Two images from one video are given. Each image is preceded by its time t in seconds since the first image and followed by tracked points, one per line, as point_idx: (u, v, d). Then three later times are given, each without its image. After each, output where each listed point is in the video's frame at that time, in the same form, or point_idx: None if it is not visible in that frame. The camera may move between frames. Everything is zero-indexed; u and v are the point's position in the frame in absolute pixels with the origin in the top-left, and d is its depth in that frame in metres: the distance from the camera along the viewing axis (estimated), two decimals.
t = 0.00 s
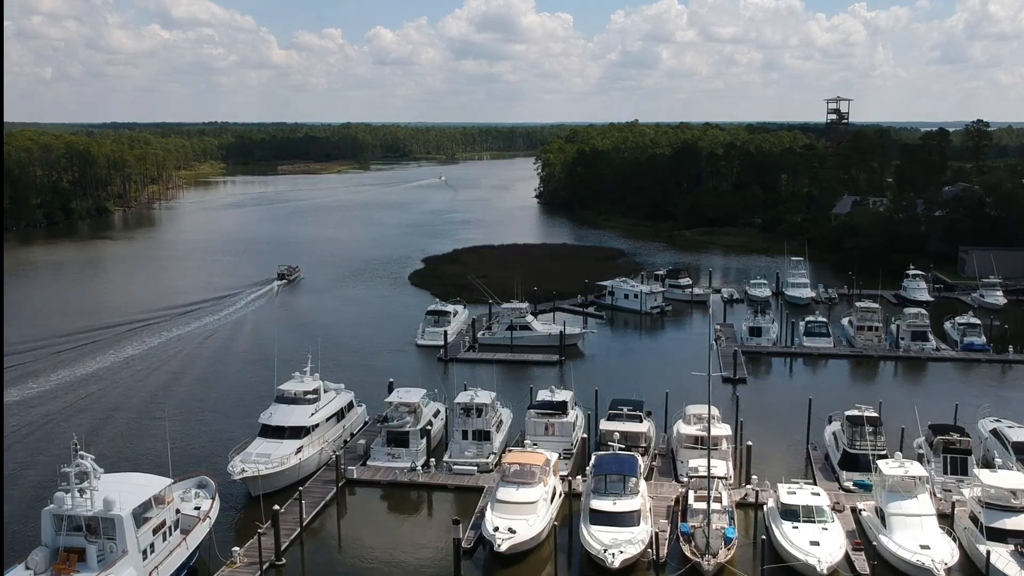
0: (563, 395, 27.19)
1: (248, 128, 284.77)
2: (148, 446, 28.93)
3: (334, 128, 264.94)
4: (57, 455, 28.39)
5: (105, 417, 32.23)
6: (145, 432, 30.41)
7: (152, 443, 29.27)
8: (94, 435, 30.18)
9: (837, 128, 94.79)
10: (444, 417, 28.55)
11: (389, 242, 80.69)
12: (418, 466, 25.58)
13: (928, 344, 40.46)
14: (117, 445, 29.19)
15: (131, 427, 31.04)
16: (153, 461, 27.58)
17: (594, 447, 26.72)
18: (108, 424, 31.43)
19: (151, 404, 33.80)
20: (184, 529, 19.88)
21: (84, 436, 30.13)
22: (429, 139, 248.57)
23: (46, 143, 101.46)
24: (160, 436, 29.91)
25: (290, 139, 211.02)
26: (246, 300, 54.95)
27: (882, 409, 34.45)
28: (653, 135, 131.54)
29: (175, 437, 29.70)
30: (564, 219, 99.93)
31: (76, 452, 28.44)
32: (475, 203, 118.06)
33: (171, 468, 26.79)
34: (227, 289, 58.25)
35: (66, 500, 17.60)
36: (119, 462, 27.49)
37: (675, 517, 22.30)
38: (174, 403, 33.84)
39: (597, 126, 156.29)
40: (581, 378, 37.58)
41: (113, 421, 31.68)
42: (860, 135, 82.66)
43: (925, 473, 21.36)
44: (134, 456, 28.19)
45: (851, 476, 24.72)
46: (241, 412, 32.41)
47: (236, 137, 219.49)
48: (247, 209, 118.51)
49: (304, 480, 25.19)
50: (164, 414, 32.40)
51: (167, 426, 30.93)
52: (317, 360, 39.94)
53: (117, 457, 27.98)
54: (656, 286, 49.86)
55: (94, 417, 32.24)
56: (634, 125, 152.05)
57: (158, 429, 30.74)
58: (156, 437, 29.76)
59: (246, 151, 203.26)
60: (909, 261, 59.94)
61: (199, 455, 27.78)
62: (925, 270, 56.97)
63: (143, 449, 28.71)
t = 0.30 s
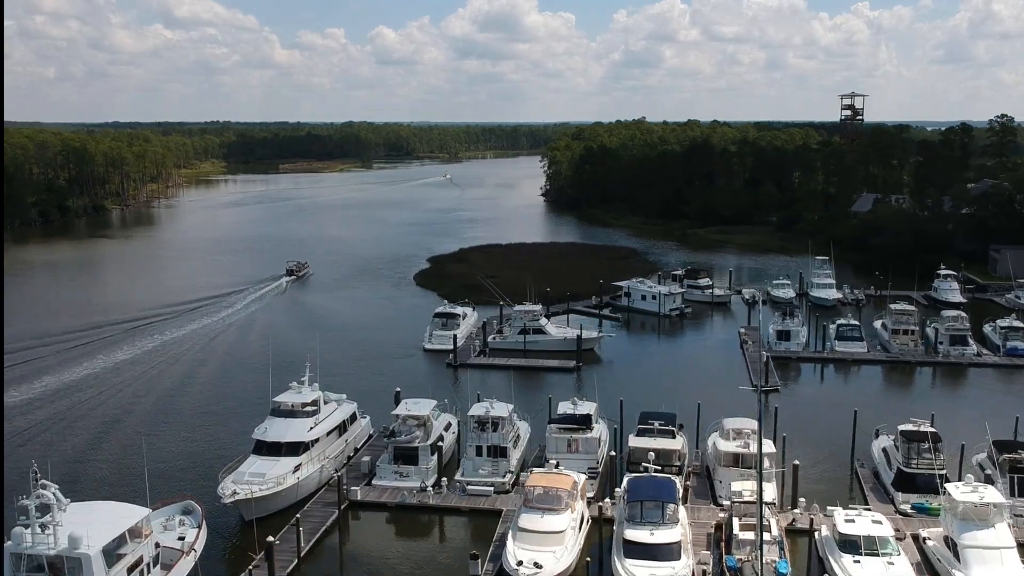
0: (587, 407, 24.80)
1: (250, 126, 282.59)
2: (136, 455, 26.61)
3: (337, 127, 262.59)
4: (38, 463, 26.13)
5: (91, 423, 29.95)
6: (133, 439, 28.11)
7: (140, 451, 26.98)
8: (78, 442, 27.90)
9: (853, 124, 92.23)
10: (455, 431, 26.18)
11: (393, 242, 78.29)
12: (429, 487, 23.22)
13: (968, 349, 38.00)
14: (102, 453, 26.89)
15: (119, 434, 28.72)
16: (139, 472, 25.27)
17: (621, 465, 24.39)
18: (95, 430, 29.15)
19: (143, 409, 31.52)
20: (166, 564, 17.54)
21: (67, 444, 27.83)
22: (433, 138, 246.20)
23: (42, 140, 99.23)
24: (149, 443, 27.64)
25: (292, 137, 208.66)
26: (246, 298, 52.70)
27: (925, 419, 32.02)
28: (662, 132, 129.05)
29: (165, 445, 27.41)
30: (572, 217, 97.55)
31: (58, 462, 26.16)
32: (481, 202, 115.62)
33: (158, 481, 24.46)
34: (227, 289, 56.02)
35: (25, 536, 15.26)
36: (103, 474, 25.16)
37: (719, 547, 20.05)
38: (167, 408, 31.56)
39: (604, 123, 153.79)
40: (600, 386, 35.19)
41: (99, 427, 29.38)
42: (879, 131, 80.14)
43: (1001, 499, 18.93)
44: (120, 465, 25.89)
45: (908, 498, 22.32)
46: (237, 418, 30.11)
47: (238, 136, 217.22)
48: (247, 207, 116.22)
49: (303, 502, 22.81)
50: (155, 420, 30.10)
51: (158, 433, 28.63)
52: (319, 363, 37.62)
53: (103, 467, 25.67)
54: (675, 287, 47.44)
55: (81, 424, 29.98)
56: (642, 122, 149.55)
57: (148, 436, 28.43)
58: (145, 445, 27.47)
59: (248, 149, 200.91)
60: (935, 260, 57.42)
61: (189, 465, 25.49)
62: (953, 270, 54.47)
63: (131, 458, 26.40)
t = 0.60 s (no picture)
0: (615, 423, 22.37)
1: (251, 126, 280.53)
2: (120, 473, 24.30)
3: (340, 126, 260.48)
4: (12, 479, 23.79)
5: (75, 434, 27.63)
6: (118, 454, 25.78)
7: (125, 468, 24.64)
8: (57, 458, 25.49)
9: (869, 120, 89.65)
10: (469, 447, 23.72)
11: (397, 241, 75.86)
12: (440, 514, 20.78)
13: (1015, 355, 35.43)
14: (83, 470, 24.56)
15: (104, 447, 26.38)
16: (122, 492, 22.93)
17: (655, 488, 21.99)
18: (78, 443, 26.81)
19: (131, 420, 29.20)
20: None
21: (46, 458, 25.49)
22: (436, 137, 244.01)
23: (37, 136, 96.89)
24: (136, 459, 25.31)
25: (294, 136, 206.44)
26: (245, 297, 50.35)
27: (975, 432, 29.48)
28: (670, 130, 126.59)
29: (153, 461, 25.07)
30: (580, 216, 95.02)
31: (31, 482, 23.67)
32: (486, 200, 113.24)
33: (143, 503, 22.12)
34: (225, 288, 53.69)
35: None
36: (82, 494, 22.85)
37: None
38: (157, 417, 29.25)
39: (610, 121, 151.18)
40: (621, 394, 32.70)
41: (83, 440, 27.05)
42: (898, 127, 77.58)
43: None
44: (102, 484, 23.55)
45: (980, 527, 19.90)
46: (233, 429, 27.81)
47: (239, 135, 215.08)
48: (247, 206, 113.82)
49: (300, 529, 20.30)
50: (144, 432, 27.80)
51: (146, 447, 26.28)
52: (322, 368, 35.33)
53: (83, 487, 23.34)
54: (696, 288, 44.93)
55: (63, 435, 27.66)
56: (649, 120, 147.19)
57: (135, 450, 26.10)
58: (131, 461, 25.14)
59: (249, 148, 198.93)
60: (964, 260, 54.85)
61: (175, 488, 23.00)
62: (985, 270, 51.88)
63: (115, 476, 24.08)
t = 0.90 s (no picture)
0: (650, 444, 20.02)
1: (253, 125, 278.26)
2: (102, 500, 22.08)
3: (342, 125, 258.19)
4: None
5: (55, 452, 25.42)
6: (98, 478, 23.43)
7: (107, 494, 22.44)
8: (30, 483, 23.09)
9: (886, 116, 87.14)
10: (484, 469, 21.37)
11: (401, 240, 73.50)
12: (455, 547, 18.41)
13: None
14: (61, 496, 22.35)
15: (85, 469, 24.19)
16: (100, 525, 20.58)
17: (695, 517, 19.63)
18: (53, 465, 24.39)
19: (117, 435, 26.99)
20: None
21: (23, 480, 23.30)
22: (439, 137, 241.58)
23: (32, 133, 94.57)
24: (117, 486, 22.89)
25: (296, 135, 204.14)
26: (243, 297, 48.11)
27: None
28: (679, 128, 124.13)
29: (135, 489, 22.65)
30: (588, 215, 92.59)
31: None
32: (491, 199, 110.83)
33: (123, 538, 19.89)
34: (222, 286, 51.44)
35: None
36: (56, 526, 20.63)
37: None
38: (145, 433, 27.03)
39: (617, 118, 148.70)
40: (645, 405, 30.28)
41: (62, 458, 24.84)
42: (919, 122, 75.03)
43: None
44: (80, 513, 21.33)
45: None
46: (227, 447, 25.57)
47: (241, 134, 212.74)
48: (248, 204, 111.44)
49: (296, 565, 17.91)
50: (129, 450, 25.57)
51: (131, 469, 24.06)
52: (322, 376, 33.03)
53: (57, 518, 21.11)
54: (718, 290, 42.51)
55: (38, 455, 25.23)
56: (656, 118, 144.68)
57: (119, 472, 23.89)
58: (114, 485, 22.94)
59: (250, 146, 196.61)
60: (995, 260, 52.33)
61: (157, 523, 20.59)
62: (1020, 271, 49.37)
63: (95, 504, 21.87)
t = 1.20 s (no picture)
0: (696, 476, 17.57)
1: (255, 124, 275.91)
2: (75, 543, 19.68)
3: (344, 124, 255.71)
4: None
5: (39, 475, 23.40)
6: (72, 515, 21.00)
7: (90, 528, 20.37)
8: None
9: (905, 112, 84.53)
10: (505, 502, 18.91)
11: (405, 241, 71.04)
12: None
13: None
14: (46, 526, 20.52)
15: (68, 494, 22.22)
16: None
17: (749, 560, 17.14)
18: (24, 498, 21.96)
19: (106, 454, 24.96)
20: None
21: None
22: (442, 136, 239.01)
23: (25, 130, 92.17)
24: (92, 525, 20.48)
25: (297, 134, 201.68)
26: (244, 299, 46.09)
27: None
28: (688, 126, 121.55)
29: (112, 529, 20.26)
30: (597, 214, 90.13)
31: None
32: (496, 198, 108.31)
33: None
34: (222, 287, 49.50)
35: None
36: (43, 561, 18.90)
37: None
38: (137, 452, 25.00)
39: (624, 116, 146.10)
40: (674, 421, 27.81)
41: (45, 483, 22.82)
42: (942, 118, 72.39)
43: None
44: (67, 545, 19.60)
45: None
46: (222, 470, 23.53)
47: (242, 132, 210.27)
48: (248, 203, 109.17)
49: None
50: (118, 473, 23.55)
51: (117, 497, 21.97)
52: (324, 384, 30.86)
53: (43, 550, 19.38)
54: (744, 294, 40.02)
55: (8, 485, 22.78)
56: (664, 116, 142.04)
57: (109, 498, 21.99)
58: (97, 518, 20.89)
59: (252, 145, 194.25)
60: None
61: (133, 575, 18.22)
62: None
63: (83, 534, 20.04)
